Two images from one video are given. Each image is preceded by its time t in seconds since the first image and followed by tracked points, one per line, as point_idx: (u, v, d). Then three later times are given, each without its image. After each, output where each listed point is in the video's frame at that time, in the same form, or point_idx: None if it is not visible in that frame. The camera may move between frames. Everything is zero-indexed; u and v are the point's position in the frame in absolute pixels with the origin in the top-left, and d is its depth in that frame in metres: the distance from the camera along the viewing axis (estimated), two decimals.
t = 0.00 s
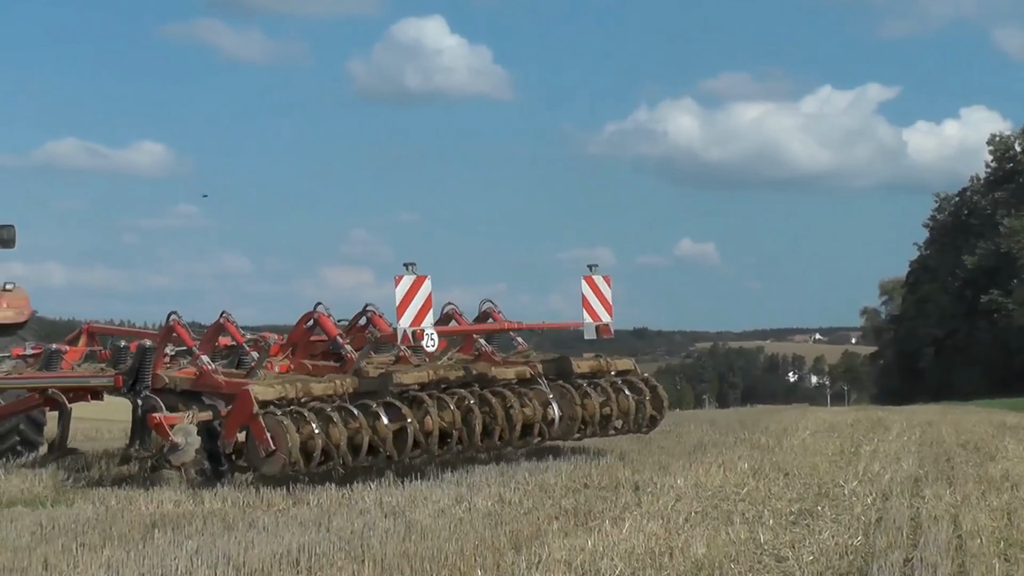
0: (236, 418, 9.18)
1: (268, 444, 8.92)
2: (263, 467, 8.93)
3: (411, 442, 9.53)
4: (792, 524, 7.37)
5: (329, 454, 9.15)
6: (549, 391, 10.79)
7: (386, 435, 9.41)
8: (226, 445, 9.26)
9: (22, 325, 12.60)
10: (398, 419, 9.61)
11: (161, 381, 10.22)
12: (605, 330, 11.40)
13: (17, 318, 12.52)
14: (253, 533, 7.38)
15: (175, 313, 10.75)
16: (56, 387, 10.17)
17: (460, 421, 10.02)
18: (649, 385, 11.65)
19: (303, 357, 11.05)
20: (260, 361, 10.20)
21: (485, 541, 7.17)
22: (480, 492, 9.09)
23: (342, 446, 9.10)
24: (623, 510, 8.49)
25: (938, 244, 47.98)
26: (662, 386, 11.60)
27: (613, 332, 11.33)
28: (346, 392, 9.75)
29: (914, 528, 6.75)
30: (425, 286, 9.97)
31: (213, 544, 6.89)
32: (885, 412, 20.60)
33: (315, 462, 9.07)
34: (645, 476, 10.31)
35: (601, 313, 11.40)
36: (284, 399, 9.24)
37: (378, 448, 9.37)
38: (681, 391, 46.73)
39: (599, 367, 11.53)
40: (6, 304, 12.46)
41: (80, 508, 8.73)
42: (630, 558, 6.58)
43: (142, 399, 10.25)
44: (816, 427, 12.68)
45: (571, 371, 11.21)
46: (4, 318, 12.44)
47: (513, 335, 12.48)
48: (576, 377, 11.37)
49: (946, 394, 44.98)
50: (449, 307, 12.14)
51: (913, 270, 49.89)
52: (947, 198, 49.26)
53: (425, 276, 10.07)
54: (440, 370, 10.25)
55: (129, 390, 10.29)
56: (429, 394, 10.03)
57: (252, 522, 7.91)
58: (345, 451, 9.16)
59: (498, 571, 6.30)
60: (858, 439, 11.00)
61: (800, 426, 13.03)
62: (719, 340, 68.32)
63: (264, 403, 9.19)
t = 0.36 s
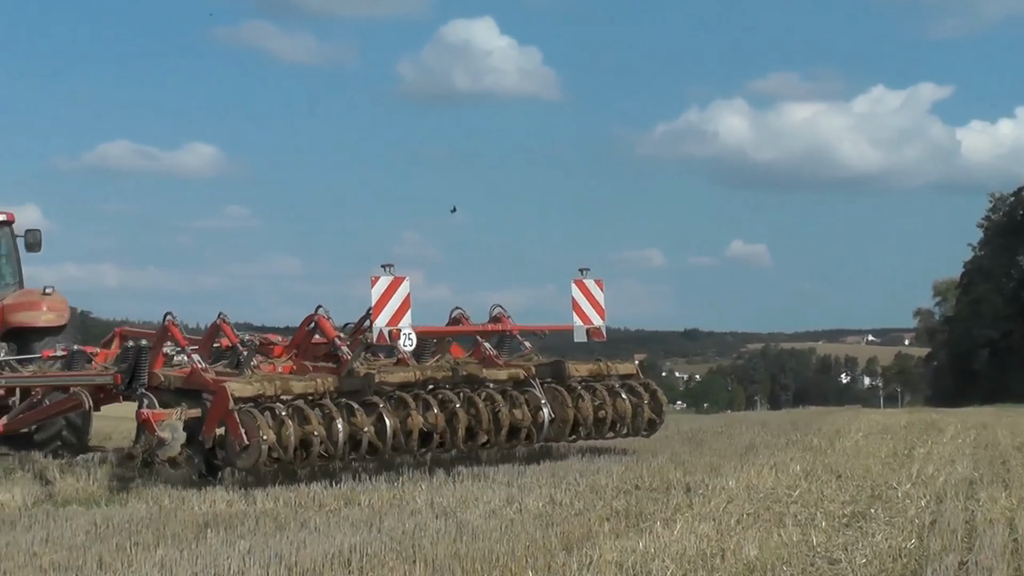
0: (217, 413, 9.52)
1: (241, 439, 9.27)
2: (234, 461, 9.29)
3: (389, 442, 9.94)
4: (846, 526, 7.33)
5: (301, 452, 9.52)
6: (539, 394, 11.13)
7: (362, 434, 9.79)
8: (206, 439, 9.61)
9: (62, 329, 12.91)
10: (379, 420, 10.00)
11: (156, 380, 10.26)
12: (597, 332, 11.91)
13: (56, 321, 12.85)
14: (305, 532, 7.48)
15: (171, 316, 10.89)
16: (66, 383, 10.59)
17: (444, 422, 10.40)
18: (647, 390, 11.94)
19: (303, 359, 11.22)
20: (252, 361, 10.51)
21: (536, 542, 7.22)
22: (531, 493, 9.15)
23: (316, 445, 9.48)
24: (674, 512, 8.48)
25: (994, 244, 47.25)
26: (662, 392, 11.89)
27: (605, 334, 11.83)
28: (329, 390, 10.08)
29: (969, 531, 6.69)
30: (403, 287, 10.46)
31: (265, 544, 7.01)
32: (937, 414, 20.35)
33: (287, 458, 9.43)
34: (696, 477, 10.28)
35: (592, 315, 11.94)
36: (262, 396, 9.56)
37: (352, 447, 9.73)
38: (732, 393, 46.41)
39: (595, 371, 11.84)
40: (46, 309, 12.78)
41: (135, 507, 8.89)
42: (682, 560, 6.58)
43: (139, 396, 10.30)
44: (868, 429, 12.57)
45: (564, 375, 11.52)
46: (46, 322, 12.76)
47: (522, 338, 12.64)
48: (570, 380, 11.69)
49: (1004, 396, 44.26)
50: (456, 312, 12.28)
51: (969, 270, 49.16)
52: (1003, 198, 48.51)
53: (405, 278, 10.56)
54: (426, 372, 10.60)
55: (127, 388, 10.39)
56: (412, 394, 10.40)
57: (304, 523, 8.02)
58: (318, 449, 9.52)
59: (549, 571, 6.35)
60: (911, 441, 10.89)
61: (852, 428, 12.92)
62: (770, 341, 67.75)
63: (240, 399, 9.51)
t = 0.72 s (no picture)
0: (209, 414, 9.89)
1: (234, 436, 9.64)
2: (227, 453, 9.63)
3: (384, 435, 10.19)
4: (906, 528, 7.30)
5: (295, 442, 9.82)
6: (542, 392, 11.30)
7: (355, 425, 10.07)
8: (202, 436, 9.90)
9: (107, 332, 13.42)
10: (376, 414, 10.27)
11: (166, 379, 10.60)
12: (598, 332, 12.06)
13: (101, 324, 13.33)
14: (365, 533, 7.63)
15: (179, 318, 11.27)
16: (84, 384, 10.83)
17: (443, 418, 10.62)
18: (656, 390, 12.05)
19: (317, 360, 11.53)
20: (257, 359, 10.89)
21: (596, 543, 7.29)
22: (590, 494, 9.22)
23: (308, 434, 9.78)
24: (734, 513, 8.49)
25: None
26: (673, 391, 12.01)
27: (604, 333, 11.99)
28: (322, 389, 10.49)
29: None
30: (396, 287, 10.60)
31: (325, 544, 7.17)
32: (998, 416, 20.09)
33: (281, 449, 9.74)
34: (756, 479, 10.26)
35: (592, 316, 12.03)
36: (255, 394, 9.96)
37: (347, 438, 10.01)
38: (791, 394, 46.03)
39: (603, 370, 12.00)
40: (91, 312, 13.25)
41: (194, 507, 9.11)
42: (741, 561, 6.61)
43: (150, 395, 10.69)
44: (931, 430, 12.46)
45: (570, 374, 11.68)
46: (91, 324, 13.25)
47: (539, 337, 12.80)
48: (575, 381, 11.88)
49: None
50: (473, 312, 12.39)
51: None
52: None
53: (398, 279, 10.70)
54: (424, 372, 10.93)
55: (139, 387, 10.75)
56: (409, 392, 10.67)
57: (363, 523, 8.16)
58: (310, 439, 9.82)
59: (609, 572, 6.43)
60: (973, 442, 10.78)
61: (914, 429, 12.81)
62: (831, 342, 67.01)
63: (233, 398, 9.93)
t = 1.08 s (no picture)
0: (186, 422, 10.18)
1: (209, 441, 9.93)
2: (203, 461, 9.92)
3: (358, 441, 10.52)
4: (938, 528, 7.30)
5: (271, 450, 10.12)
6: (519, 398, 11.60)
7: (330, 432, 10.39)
8: (181, 443, 10.21)
9: (118, 334, 13.81)
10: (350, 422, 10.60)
11: (154, 386, 10.93)
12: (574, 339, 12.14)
13: (111, 326, 13.72)
14: (398, 533, 7.73)
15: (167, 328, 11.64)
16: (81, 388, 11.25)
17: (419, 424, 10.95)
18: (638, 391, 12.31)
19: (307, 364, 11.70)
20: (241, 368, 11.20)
21: (628, 543, 7.35)
22: (623, 495, 9.25)
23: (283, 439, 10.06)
24: (766, 514, 8.52)
25: None
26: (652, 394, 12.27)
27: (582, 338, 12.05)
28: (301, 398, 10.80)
29: None
30: (368, 296, 11.00)
31: (357, 545, 7.29)
32: None
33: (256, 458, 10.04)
34: (788, 479, 10.27)
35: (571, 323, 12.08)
36: (232, 403, 10.28)
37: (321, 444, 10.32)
38: (824, 394, 45.79)
39: (586, 373, 12.23)
40: (102, 314, 13.63)
41: (226, 508, 9.26)
42: (773, 562, 6.65)
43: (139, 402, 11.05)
44: (966, 430, 12.41)
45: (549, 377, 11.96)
46: (102, 327, 13.62)
47: (529, 340, 13.03)
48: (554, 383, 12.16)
49: None
50: (463, 316, 12.61)
51: None
52: None
53: (371, 290, 11.08)
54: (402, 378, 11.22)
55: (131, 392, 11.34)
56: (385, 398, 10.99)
57: (396, 524, 8.26)
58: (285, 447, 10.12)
59: (641, 573, 6.48)
60: (1007, 442, 10.74)
61: (948, 429, 12.76)
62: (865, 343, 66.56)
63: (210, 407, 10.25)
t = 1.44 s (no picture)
0: (164, 424, 10.64)
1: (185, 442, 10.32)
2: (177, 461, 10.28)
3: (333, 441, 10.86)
4: (959, 528, 7.31)
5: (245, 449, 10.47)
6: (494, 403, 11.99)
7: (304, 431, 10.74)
8: (162, 445, 10.59)
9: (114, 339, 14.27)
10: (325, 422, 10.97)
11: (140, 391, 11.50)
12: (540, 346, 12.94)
13: (109, 330, 14.22)
14: (418, 534, 7.81)
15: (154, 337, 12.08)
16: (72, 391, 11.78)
17: (394, 425, 11.31)
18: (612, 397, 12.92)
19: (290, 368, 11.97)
20: (221, 372, 11.59)
21: (648, 544, 7.37)
22: (642, 496, 9.28)
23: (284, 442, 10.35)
24: (785, 514, 8.54)
25: None
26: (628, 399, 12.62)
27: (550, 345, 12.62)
28: (278, 401, 11.18)
29: None
30: (342, 304, 11.63)
31: (377, 545, 7.36)
32: None
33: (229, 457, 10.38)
34: (808, 479, 10.29)
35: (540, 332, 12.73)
36: (209, 405, 10.69)
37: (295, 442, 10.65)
38: (845, 394, 45.61)
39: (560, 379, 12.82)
40: (100, 319, 14.13)
41: (246, 508, 9.35)
42: (793, 562, 6.67)
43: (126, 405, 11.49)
44: (987, 430, 12.39)
45: (524, 384, 12.44)
46: (101, 331, 14.11)
47: (512, 349, 13.39)
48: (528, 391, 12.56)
49: None
50: (445, 324, 12.99)
51: None
52: None
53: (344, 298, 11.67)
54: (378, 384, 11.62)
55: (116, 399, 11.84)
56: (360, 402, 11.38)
57: (416, 524, 8.31)
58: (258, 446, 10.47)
59: (662, 573, 6.51)
60: None
61: (970, 429, 12.74)
62: (886, 343, 66.27)
63: (188, 409, 10.69)
